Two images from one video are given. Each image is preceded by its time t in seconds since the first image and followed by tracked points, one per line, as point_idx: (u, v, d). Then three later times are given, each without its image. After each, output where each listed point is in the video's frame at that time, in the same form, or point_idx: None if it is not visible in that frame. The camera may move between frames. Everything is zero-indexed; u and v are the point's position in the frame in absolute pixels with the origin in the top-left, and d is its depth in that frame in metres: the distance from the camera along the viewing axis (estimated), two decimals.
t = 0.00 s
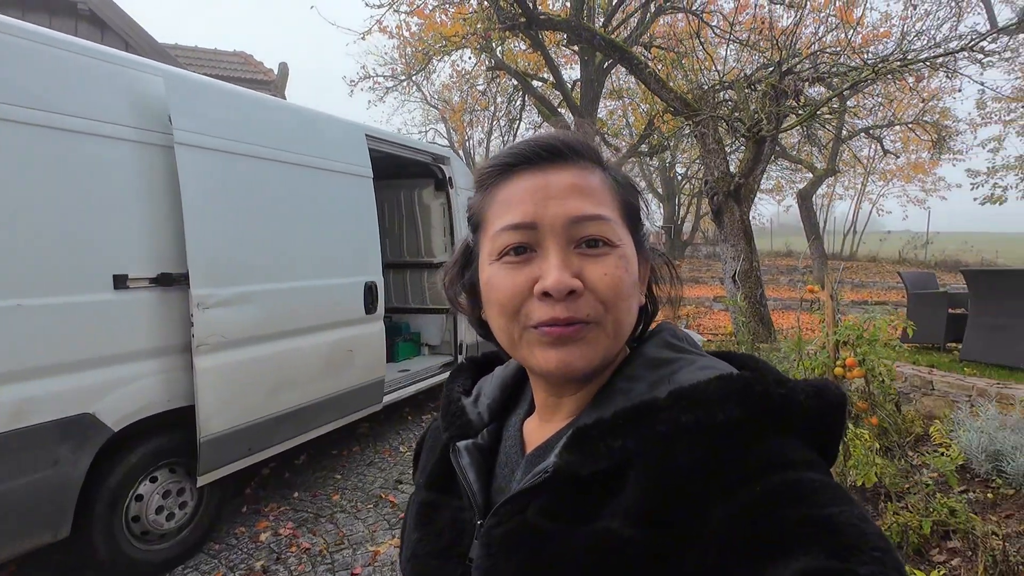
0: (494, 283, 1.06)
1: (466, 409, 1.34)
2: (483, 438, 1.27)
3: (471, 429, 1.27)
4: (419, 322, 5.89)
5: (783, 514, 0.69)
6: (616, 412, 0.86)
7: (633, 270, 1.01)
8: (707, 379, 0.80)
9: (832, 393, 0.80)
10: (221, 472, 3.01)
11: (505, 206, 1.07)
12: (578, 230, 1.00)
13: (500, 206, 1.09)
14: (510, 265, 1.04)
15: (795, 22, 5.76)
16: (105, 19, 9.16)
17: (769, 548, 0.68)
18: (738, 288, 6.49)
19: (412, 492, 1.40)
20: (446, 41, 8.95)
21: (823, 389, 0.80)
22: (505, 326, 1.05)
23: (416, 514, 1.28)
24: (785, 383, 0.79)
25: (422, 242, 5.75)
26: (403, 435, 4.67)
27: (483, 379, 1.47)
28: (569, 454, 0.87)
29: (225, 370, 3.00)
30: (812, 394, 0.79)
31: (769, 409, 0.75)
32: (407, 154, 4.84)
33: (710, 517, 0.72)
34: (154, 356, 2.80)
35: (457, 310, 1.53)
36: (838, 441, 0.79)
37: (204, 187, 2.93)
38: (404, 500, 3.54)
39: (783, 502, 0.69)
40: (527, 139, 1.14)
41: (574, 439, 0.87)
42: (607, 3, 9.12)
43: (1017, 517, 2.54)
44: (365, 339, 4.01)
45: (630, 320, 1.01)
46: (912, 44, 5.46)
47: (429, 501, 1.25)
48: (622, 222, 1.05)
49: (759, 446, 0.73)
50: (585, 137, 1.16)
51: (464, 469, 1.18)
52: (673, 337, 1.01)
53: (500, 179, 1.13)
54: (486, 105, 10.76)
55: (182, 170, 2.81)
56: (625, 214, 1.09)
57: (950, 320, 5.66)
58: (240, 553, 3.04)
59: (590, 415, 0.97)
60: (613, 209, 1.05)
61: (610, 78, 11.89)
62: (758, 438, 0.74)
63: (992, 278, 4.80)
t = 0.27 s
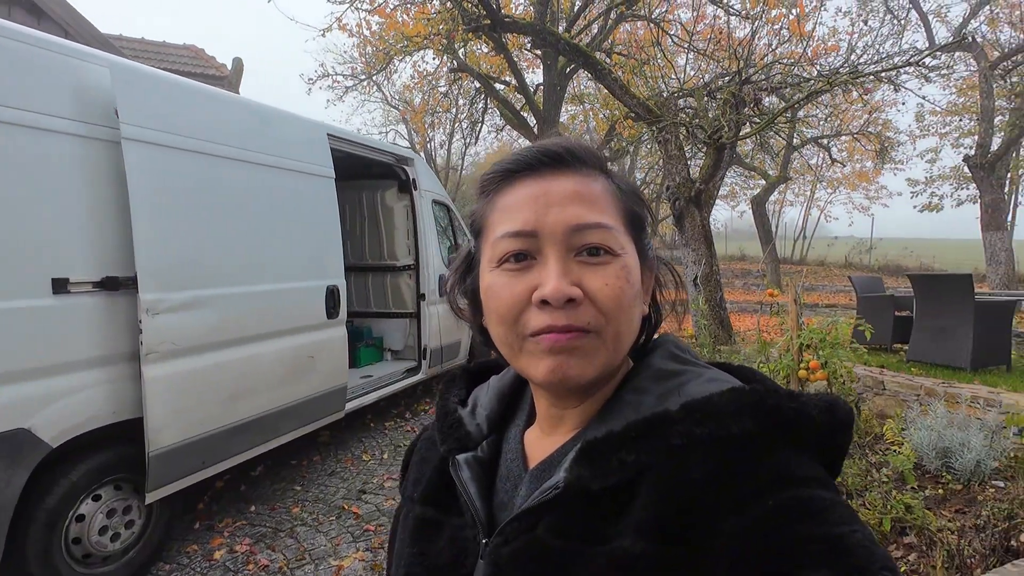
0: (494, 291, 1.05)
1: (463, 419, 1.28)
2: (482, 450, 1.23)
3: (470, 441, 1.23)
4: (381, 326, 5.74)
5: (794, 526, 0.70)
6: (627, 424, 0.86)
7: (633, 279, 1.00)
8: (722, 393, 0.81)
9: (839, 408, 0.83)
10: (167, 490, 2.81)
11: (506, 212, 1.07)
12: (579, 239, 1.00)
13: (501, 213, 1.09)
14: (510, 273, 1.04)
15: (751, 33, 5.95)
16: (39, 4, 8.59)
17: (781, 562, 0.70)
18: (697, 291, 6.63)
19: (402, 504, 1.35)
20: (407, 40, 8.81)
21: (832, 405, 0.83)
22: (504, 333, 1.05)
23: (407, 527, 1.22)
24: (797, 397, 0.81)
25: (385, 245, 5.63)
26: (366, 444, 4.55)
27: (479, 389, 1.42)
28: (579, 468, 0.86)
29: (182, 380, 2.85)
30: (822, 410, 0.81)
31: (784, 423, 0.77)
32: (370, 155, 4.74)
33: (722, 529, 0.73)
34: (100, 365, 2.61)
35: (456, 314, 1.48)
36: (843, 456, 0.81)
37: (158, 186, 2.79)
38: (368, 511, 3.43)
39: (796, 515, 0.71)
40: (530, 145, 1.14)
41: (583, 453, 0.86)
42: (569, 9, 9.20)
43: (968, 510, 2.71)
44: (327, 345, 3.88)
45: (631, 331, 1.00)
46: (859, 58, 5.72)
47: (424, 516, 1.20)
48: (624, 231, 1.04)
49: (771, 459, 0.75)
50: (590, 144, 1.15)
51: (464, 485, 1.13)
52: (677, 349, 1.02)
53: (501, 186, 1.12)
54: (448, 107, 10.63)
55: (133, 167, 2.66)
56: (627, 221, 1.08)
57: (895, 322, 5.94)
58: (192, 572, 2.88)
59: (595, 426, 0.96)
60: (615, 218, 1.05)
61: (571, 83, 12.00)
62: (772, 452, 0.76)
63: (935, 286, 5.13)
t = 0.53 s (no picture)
0: (477, 294, 1.09)
1: (456, 434, 1.23)
2: (476, 465, 1.20)
3: (463, 457, 1.18)
4: (337, 331, 5.58)
5: (815, 554, 0.71)
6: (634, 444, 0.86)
7: (612, 278, 0.98)
8: (735, 415, 0.82)
9: (853, 430, 0.84)
10: (101, 511, 2.59)
11: (491, 218, 1.12)
12: (552, 238, 1.01)
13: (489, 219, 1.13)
14: (491, 276, 1.07)
15: (704, 44, 6.12)
16: None
17: None
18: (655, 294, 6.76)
19: (388, 519, 1.31)
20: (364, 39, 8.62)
21: (849, 425, 0.84)
22: (485, 334, 1.08)
23: (396, 547, 1.18)
24: (812, 419, 0.83)
25: (342, 248, 5.48)
26: (322, 452, 4.40)
27: (472, 399, 1.37)
28: (583, 491, 0.85)
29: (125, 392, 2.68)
30: (838, 431, 0.83)
31: (802, 445, 0.79)
32: (327, 155, 4.60)
33: (737, 555, 0.73)
34: (34, 375, 2.41)
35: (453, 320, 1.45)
36: (858, 477, 0.82)
37: (97, 184, 2.61)
38: (324, 523, 3.29)
39: (817, 542, 0.71)
40: (526, 154, 1.18)
41: (586, 475, 0.85)
42: (528, 12, 9.24)
43: (915, 504, 2.86)
44: (281, 352, 3.72)
45: (611, 332, 0.97)
46: (805, 71, 5.97)
47: (414, 535, 1.16)
48: (607, 231, 1.03)
49: (789, 482, 0.76)
50: (588, 151, 1.16)
51: (458, 504, 1.10)
52: (681, 363, 1.02)
53: (495, 195, 1.17)
54: (406, 108, 10.44)
55: (68, 162, 2.47)
56: (617, 221, 1.05)
57: (840, 322, 6.20)
58: None
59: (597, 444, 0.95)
60: (597, 217, 1.03)
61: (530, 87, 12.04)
62: (787, 475, 0.77)
63: (878, 289, 5.40)
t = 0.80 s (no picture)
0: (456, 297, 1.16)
1: (456, 433, 1.21)
2: (476, 466, 1.18)
3: (463, 457, 1.16)
4: (303, 334, 5.45)
5: (817, 567, 0.70)
6: (634, 448, 0.84)
7: (544, 270, 0.96)
8: (738, 421, 0.81)
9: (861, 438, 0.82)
10: (50, 526, 2.46)
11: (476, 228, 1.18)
12: (500, 237, 1.03)
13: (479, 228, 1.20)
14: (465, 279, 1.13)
15: (670, 50, 6.24)
16: None
17: None
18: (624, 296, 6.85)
19: (385, 518, 1.29)
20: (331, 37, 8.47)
21: (854, 434, 0.81)
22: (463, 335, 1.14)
23: (394, 545, 1.17)
24: (817, 426, 0.80)
25: (308, 249, 5.36)
26: (287, 459, 4.29)
27: (473, 397, 1.34)
28: (581, 495, 0.83)
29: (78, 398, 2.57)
30: (842, 440, 0.80)
31: (806, 454, 0.77)
32: (291, 154, 4.50)
33: (739, 564, 0.74)
34: None
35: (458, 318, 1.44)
36: (862, 487, 0.79)
37: (44, 181, 2.47)
38: (290, 531, 3.21)
39: (821, 556, 0.70)
40: (512, 162, 1.21)
41: (584, 479, 0.84)
42: (498, 15, 9.25)
43: (872, 499, 3.04)
44: (244, 355, 3.61)
45: (554, 324, 0.95)
46: (767, 79, 6.16)
47: (411, 535, 1.15)
48: (551, 223, 1.00)
49: (792, 492, 0.75)
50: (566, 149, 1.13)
51: (458, 505, 1.09)
52: (688, 367, 1.00)
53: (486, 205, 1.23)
54: (373, 108, 10.27)
55: (16, 157, 2.35)
56: (576, 210, 1.01)
57: (800, 322, 6.40)
58: None
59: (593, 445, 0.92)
60: (550, 210, 1.01)
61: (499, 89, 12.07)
62: (790, 484, 0.76)
63: (834, 291, 5.61)
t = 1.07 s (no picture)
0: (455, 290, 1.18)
1: (453, 433, 1.21)
2: (473, 466, 1.19)
3: (460, 457, 1.17)
4: (273, 337, 5.33)
5: (813, 566, 0.71)
6: (631, 448, 0.85)
7: (533, 268, 0.97)
8: (734, 420, 0.82)
9: (854, 438, 0.83)
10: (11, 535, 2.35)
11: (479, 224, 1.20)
12: (493, 233, 1.04)
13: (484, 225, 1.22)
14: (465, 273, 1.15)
15: (642, 56, 6.34)
16: None
17: None
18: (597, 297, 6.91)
19: (382, 517, 1.30)
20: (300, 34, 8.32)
21: (849, 434, 0.83)
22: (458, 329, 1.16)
23: (390, 545, 1.18)
24: (811, 427, 0.82)
25: (278, 250, 5.25)
26: (256, 465, 4.19)
27: (471, 397, 1.34)
28: (578, 494, 0.84)
29: (38, 403, 2.47)
30: (839, 440, 0.81)
31: (801, 454, 0.78)
32: (261, 153, 4.41)
33: (735, 562, 0.75)
34: None
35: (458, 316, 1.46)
36: (857, 486, 0.81)
37: (38, 183, 2.54)
38: (259, 538, 3.13)
39: (817, 556, 0.71)
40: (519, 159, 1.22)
41: (582, 478, 0.84)
42: (472, 17, 9.25)
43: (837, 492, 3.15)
44: (211, 358, 3.52)
45: (539, 321, 0.96)
46: (735, 86, 6.31)
47: (409, 534, 1.16)
48: (545, 222, 1.01)
49: (788, 492, 0.76)
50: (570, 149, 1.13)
51: (453, 506, 1.10)
52: (683, 367, 1.02)
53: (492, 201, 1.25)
54: (344, 107, 10.12)
55: None
56: (569, 210, 1.01)
57: (768, 323, 6.57)
58: None
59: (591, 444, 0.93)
60: (545, 209, 1.02)
61: (472, 91, 12.06)
62: (785, 484, 0.77)
63: (799, 292, 5.77)
